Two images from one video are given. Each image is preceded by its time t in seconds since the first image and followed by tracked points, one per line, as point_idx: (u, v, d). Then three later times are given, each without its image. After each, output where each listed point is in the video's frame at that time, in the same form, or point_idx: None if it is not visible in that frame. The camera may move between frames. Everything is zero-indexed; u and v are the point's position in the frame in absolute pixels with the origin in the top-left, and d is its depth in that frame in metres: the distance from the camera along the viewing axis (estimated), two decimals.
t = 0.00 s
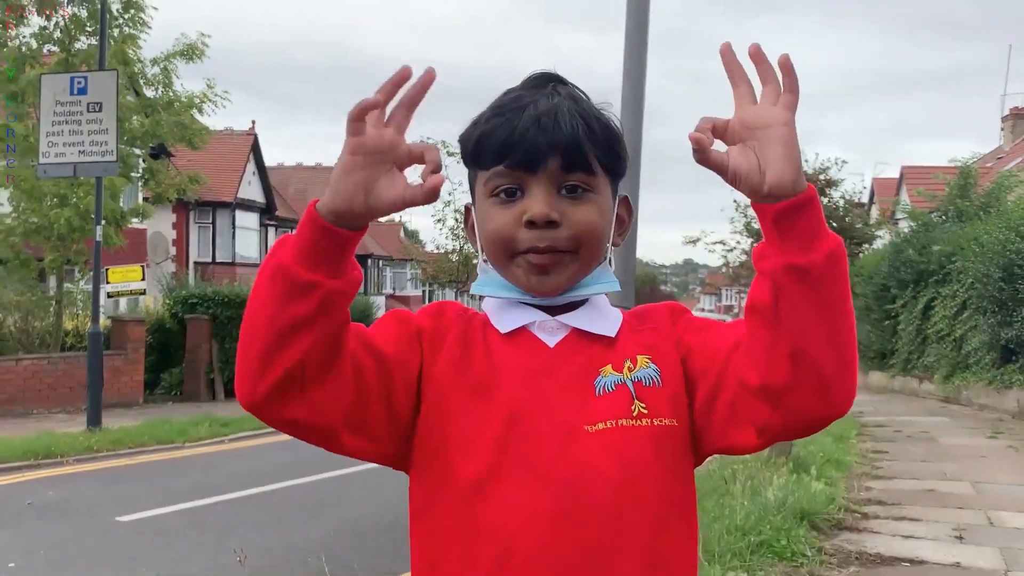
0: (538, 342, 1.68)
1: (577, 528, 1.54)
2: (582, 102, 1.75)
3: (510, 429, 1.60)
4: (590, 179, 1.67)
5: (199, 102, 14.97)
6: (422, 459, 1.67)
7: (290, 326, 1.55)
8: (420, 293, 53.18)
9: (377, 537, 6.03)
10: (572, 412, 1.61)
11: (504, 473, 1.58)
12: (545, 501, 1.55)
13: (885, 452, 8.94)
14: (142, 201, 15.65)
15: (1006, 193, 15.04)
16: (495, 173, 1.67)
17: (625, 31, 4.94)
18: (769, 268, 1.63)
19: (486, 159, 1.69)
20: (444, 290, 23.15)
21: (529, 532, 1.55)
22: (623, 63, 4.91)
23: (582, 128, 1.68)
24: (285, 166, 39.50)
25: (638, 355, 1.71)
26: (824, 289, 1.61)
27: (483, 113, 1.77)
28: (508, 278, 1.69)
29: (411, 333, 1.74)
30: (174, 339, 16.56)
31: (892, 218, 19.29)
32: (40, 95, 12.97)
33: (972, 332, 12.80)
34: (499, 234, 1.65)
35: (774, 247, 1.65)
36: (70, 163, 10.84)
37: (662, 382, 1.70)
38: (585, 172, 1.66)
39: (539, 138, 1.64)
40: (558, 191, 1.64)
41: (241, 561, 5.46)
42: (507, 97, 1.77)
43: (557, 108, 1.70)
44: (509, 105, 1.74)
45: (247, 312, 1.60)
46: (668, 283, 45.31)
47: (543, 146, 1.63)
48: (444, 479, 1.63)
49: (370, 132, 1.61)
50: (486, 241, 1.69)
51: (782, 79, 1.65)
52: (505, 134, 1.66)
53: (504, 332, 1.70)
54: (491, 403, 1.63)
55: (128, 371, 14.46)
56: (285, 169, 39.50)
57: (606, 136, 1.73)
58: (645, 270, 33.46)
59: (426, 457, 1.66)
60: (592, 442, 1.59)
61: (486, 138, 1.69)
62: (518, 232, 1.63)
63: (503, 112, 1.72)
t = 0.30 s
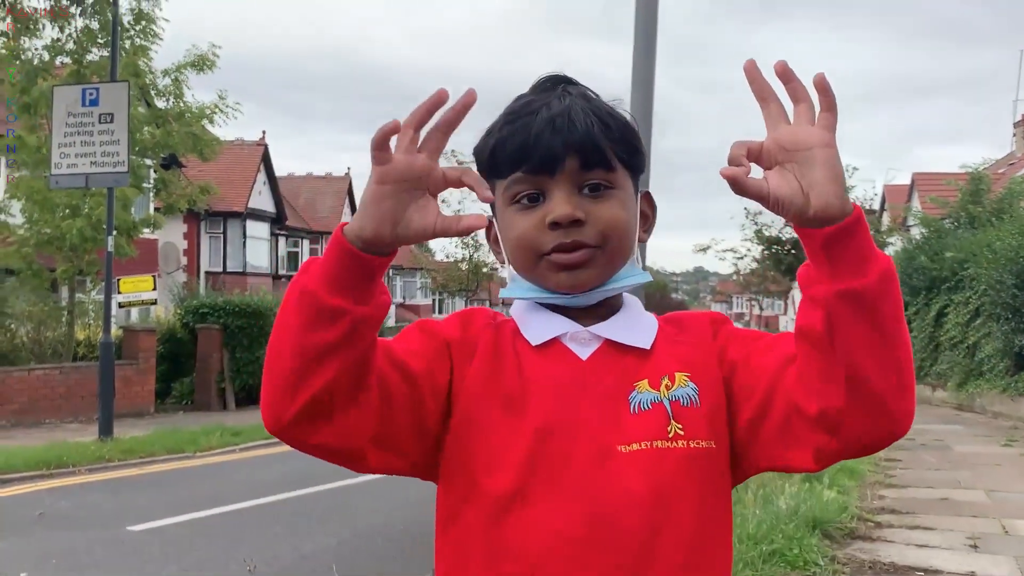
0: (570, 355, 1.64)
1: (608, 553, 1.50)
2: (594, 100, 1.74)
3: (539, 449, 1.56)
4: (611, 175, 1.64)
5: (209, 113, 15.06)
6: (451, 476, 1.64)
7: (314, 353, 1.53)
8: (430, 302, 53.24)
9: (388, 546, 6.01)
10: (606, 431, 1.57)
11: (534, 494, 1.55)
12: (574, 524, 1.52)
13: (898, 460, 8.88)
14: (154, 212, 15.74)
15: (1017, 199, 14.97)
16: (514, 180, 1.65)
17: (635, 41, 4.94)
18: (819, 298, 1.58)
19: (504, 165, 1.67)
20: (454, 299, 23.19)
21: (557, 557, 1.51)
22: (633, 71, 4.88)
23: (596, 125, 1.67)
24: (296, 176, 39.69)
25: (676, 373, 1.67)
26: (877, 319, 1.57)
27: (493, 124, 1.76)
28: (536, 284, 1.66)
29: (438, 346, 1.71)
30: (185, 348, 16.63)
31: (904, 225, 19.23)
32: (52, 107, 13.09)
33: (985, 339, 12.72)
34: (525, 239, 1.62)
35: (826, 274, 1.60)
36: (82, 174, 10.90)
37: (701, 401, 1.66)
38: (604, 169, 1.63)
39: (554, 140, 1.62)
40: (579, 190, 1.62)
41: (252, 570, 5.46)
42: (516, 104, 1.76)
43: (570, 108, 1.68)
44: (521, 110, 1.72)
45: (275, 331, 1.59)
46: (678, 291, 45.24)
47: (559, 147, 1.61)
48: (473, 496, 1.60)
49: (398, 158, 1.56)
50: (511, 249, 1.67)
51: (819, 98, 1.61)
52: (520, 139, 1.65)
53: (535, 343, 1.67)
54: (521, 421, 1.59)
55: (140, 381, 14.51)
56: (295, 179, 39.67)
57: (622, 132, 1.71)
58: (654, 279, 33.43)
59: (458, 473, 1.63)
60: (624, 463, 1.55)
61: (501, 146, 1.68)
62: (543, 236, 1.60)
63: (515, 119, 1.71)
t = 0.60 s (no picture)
0: (575, 363, 1.55)
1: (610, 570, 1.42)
2: (608, 98, 1.68)
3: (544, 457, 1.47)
4: (622, 179, 1.61)
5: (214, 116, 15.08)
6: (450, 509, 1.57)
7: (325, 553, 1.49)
8: (435, 304, 53.34)
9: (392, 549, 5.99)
10: (608, 440, 1.47)
11: (539, 506, 1.46)
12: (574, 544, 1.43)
13: (904, 463, 8.85)
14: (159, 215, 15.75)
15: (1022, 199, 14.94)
16: (524, 181, 1.63)
17: (639, 41, 4.92)
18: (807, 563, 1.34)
19: (514, 166, 1.65)
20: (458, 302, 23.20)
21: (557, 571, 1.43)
22: (639, 70, 4.86)
23: (610, 127, 1.62)
24: (300, 179, 39.80)
25: (687, 387, 1.54)
26: None
27: (504, 119, 1.71)
28: (543, 288, 1.64)
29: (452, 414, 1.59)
30: (190, 351, 16.59)
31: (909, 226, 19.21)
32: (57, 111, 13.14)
33: (991, 341, 12.69)
34: (533, 244, 1.61)
35: None
36: (86, 178, 10.92)
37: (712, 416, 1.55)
38: (617, 173, 1.60)
39: (566, 142, 1.59)
40: (590, 195, 1.60)
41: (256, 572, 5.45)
42: (527, 98, 1.71)
43: (583, 109, 1.63)
44: (531, 107, 1.67)
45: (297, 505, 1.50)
46: (681, 293, 45.24)
47: (571, 149, 1.59)
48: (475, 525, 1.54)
49: None
50: (519, 251, 1.66)
51: None
52: (530, 140, 1.62)
53: (542, 353, 1.57)
54: (525, 435, 1.51)
55: (144, 385, 14.53)
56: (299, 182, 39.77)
57: (636, 134, 1.66)
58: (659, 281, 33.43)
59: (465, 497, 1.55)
60: (632, 471, 1.44)
61: (510, 147, 1.65)
62: (552, 241, 1.59)
63: (526, 116, 1.66)
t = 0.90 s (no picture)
0: (564, 372, 1.53)
1: None
2: (603, 84, 1.69)
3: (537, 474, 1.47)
4: (613, 166, 1.61)
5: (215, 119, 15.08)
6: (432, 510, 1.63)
7: None
8: (435, 307, 53.32)
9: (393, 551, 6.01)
10: (602, 452, 1.48)
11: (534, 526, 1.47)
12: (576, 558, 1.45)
13: (904, 464, 8.86)
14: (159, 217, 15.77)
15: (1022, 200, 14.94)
16: (513, 157, 1.61)
17: (638, 42, 4.94)
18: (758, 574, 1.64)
19: (503, 142, 1.63)
20: (458, 304, 23.21)
21: None
22: (637, 72, 4.88)
23: (605, 112, 1.62)
24: (300, 181, 39.80)
25: (675, 392, 1.57)
26: None
27: (496, 98, 1.70)
28: (523, 276, 1.61)
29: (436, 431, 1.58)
30: (190, 353, 16.54)
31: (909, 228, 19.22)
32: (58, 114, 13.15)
33: (991, 342, 12.70)
34: (516, 223, 1.58)
35: None
36: (87, 181, 10.93)
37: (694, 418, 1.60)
38: (608, 158, 1.60)
39: (560, 122, 1.59)
40: (579, 177, 1.59)
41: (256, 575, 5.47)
42: (522, 77, 1.70)
43: (579, 91, 1.63)
44: (525, 85, 1.67)
45: None
46: (682, 296, 45.26)
47: (564, 129, 1.58)
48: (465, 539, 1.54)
49: None
50: (499, 231, 1.63)
51: None
52: (522, 117, 1.61)
53: (526, 361, 1.54)
54: (513, 449, 1.49)
55: (145, 388, 14.54)
56: (299, 185, 39.79)
57: (629, 124, 1.67)
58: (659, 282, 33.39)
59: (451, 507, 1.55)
60: (625, 482, 1.48)
61: (500, 123, 1.63)
62: (537, 222, 1.57)
63: (520, 93, 1.65)
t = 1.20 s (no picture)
0: (562, 369, 1.59)
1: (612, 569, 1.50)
2: (587, 103, 1.69)
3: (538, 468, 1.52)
4: (598, 186, 1.64)
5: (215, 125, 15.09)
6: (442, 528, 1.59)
7: None
8: (435, 312, 53.31)
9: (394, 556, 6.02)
10: (599, 445, 1.53)
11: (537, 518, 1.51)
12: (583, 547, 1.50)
13: (905, 468, 8.86)
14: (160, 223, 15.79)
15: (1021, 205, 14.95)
16: (500, 183, 1.64)
17: (638, 48, 4.96)
18: None
19: (490, 166, 1.65)
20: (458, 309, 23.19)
21: None
22: (636, 79, 4.90)
23: (588, 136, 1.63)
24: (300, 187, 39.82)
25: (665, 382, 1.64)
26: None
27: (481, 120, 1.71)
28: (515, 296, 1.64)
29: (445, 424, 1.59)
30: (190, 359, 16.70)
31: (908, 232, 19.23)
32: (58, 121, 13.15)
33: (991, 346, 12.71)
34: (506, 249, 1.62)
35: None
36: (87, 187, 10.94)
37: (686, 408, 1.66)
38: (593, 181, 1.63)
39: (544, 149, 1.60)
40: (565, 202, 1.61)
41: None
42: (506, 99, 1.70)
43: (562, 116, 1.64)
44: (509, 111, 1.67)
45: None
46: (682, 300, 45.24)
47: (548, 157, 1.60)
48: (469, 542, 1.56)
49: None
50: (491, 253, 1.66)
51: None
52: (508, 144, 1.62)
53: (523, 361, 1.60)
54: (516, 443, 1.54)
55: (145, 394, 14.54)
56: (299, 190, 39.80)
57: (614, 143, 1.68)
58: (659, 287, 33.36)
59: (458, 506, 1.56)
60: (626, 473, 1.53)
61: (486, 149, 1.65)
62: (526, 248, 1.60)
63: (505, 119, 1.66)
